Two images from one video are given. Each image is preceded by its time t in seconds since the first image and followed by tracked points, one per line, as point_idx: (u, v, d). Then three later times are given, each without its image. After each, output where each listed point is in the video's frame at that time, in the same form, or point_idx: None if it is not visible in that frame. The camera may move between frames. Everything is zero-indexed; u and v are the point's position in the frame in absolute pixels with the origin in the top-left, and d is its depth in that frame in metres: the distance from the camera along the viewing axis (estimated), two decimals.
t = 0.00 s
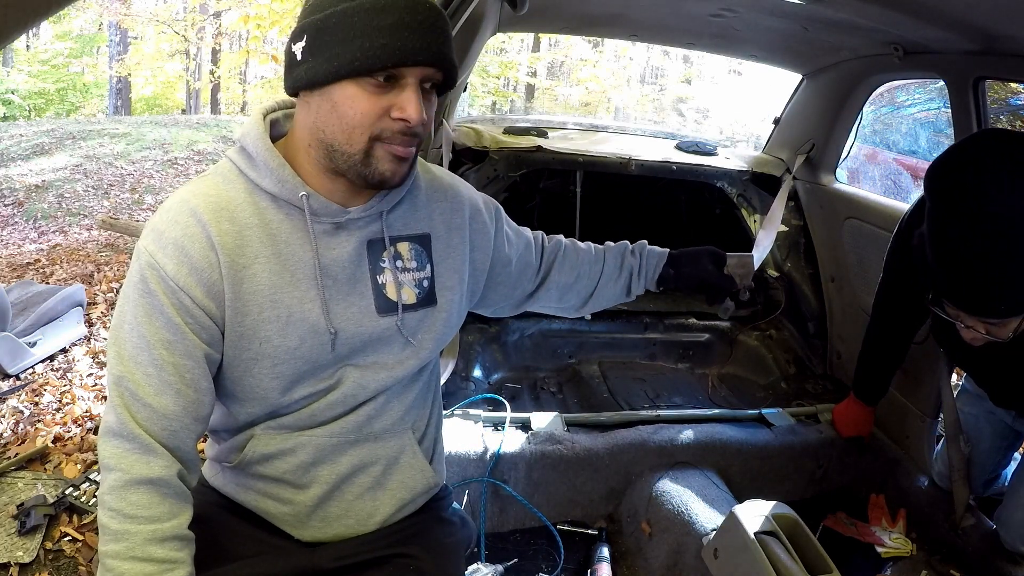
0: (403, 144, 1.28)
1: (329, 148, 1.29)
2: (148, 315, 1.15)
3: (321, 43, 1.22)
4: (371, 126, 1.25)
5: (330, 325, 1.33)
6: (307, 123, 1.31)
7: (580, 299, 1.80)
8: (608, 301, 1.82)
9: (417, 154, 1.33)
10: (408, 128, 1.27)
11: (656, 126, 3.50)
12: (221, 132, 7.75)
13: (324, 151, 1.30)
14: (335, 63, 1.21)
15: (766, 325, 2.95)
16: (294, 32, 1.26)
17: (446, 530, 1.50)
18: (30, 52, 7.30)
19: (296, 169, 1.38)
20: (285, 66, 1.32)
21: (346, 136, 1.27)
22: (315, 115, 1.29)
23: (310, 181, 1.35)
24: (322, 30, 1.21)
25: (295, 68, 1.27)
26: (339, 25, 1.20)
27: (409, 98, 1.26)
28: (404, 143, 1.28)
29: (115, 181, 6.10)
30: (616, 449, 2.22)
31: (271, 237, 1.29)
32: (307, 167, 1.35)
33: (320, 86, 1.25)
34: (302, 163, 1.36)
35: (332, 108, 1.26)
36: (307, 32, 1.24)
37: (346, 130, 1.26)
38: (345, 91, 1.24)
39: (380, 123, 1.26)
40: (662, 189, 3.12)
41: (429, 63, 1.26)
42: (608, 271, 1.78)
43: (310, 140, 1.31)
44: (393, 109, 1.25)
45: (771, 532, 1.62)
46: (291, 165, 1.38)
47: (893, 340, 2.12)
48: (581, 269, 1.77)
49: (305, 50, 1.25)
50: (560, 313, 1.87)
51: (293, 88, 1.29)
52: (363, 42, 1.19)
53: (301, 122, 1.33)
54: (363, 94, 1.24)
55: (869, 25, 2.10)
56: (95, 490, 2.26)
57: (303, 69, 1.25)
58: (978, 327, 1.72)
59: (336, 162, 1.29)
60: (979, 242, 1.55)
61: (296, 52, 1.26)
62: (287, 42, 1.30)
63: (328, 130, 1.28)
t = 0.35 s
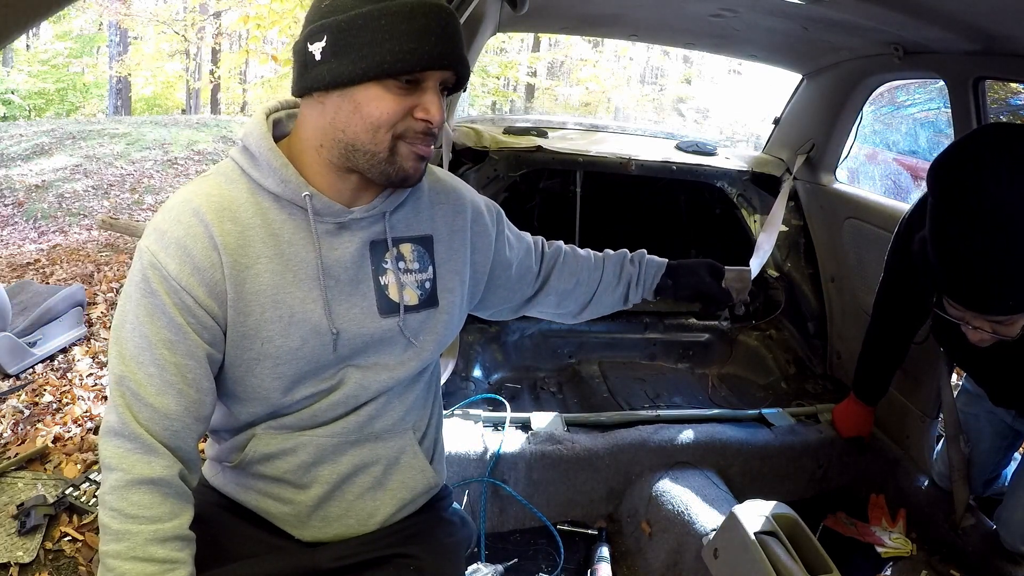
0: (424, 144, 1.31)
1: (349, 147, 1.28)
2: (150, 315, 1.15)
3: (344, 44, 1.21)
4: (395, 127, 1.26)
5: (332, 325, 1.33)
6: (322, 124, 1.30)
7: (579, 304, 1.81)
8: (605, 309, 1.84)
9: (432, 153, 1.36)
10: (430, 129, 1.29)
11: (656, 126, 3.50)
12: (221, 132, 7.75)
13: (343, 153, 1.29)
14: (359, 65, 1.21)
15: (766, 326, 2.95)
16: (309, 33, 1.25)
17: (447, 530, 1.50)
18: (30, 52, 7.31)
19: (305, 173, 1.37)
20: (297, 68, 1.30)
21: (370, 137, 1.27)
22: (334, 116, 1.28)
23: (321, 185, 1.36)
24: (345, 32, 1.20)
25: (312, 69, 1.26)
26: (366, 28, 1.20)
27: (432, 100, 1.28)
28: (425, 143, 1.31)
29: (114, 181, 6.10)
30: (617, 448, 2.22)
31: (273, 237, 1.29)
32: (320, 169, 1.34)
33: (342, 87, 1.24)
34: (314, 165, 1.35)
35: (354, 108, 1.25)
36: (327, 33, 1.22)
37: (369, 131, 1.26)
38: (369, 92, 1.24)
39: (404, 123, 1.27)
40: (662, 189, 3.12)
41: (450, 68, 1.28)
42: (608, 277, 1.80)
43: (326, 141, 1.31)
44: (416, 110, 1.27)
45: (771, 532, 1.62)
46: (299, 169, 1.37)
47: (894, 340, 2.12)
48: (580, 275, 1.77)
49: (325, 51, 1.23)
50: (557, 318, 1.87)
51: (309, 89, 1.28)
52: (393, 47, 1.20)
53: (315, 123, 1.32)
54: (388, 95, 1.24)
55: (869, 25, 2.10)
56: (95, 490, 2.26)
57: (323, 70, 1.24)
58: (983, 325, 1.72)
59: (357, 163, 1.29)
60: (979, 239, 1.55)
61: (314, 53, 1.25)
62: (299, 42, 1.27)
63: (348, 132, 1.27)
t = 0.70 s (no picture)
0: (431, 147, 1.31)
1: (357, 150, 1.28)
2: (150, 313, 1.15)
3: (353, 45, 1.21)
4: (404, 129, 1.27)
5: (333, 326, 1.33)
6: (328, 126, 1.29)
7: (562, 330, 1.83)
8: (586, 339, 1.87)
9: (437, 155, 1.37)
10: (437, 130, 1.30)
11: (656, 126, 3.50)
12: (221, 132, 7.75)
13: (350, 155, 1.30)
14: (369, 66, 1.20)
15: (766, 325, 2.94)
16: (317, 33, 1.24)
17: (446, 530, 1.50)
18: (30, 52, 7.32)
19: (307, 175, 1.37)
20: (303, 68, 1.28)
21: (378, 140, 1.27)
22: (341, 118, 1.27)
23: (323, 187, 1.36)
24: (355, 33, 1.20)
25: (320, 70, 1.24)
26: (376, 30, 1.20)
27: (440, 102, 1.28)
28: (432, 146, 1.31)
29: (115, 181, 6.10)
30: (617, 448, 2.23)
31: (274, 237, 1.29)
32: (323, 171, 1.35)
33: (351, 89, 1.24)
34: (317, 167, 1.35)
35: (363, 110, 1.25)
36: (337, 34, 1.21)
37: (379, 134, 1.26)
38: (379, 94, 1.24)
39: (412, 126, 1.27)
40: (662, 189, 3.12)
41: (456, 70, 1.28)
42: (596, 309, 1.82)
43: (332, 144, 1.31)
44: (425, 113, 1.27)
45: (771, 532, 1.62)
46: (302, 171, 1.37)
47: (893, 340, 2.13)
48: (569, 305, 1.79)
49: (335, 52, 1.22)
50: (538, 339, 1.89)
51: (317, 90, 1.27)
52: (405, 50, 1.20)
53: (320, 125, 1.31)
54: (398, 97, 1.24)
55: (869, 25, 2.10)
56: (95, 490, 2.26)
57: (332, 71, 1.23)
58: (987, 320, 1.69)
59: (364, 165, 1.30)
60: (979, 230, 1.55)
61: (324, 54, 1.23)
62: (307, 42, 1.26)
63: (356, 134, 1.27)
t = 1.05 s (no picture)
0: (452, 149, 1.37)
1: (391, 161, 1.30)
2: (151, 314, 1.15)
3: (396, 64, 1.20)
4: (438, 140, 1.31)
5: (334, 325, 1.33)
6: (355, 138, 1.28)
7: (569, 318, 1.82)
8: (596, 323, 1.86)
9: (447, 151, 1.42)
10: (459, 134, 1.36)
11: (655, 126, 3.50)
12: (221, 132, 7.75)
13: (382, 166, 1.31)
14: (416, 84, 1.21)
15: (766, 325, 2.94)
16: (351, 49, 1.19)
17: (447, 529, 1.51)
18: (29, 52, 7.33)
19: (318, 182, 1.36)
20: (325, 80, 1.23)
21: (415, 152, 1.30)
22: (374, 132, 1.27)
23: (340, 194, 1.36)
24: (398, 51, 1.19)
25: (358, 88, 1.21)
26: (417, 48, 1.20)
27: (464, 109, 1.33)
28: (453, 148, 1.37)
29: (114, 181, 6.10)
30: (617, 448, 2.23)
31: (275, 236, 1.29)
32: (343, 180, 1.34)
33: (392, 106, 1.23)
34: (335, 175, 1.34)
35: (402, 125, 1.26)
36: (378, 51, 1.19)
37: (416, 147, 1.29)
38: (420, 110, 1.25)
39: (444, 136, 1.32)
40: (662, 189, 3.12)
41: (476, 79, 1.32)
42: (602, 294, 1.81)
43: (360, 156, 1.30)
44: (454, 121, 1.32)
45: (771, 532, 1.62)
46: (312, 179, 1.36)
47: (893, 340, 2.12)
48: (574, 290, 1.79)
49: (378, 70, 1.20)
50: (547, 328, 1.89)
51: (349, 107, 1.23)
52: (438, 64, 1.22)
53: (343, 137, 1.29)
54: (436, 112, 1.27)
55: (870, 25, 2.10)
56: (95, 490, 2.26)
57: (373, 90, 1.21)
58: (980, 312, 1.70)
59: (396, 176, 1.32)
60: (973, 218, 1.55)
61: (364, 74, 1.20)
62: (337, 55, 1.20)
63: (392, 148, 1.28)
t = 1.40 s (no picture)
0: (441, 147, 1.35)
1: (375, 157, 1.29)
2: (143, 314, 1.15)
3: (378, 58, 1.19)
4: (423, 135, 1.29)
5: (327, 323, 1.33)
6: (341, 135, 1.28)
7: (571, 313, 1.82)
8: (600, 318, 1.85)
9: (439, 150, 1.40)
10: (448, 131, 1.34)
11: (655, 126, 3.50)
12: (221, 131, 7.75)
13: (367, 161, 1.30)
14: (399, 78, 1.21)
15: (766, 325, 2.95)
16: (334, 44, 1.19)
17: (444, 528, 1.50)
18: (30, 52, 7.34)
19: (309, 180, 1.36)
20: (309, 77, 1.23)
21: (399, 147, 1.29)
22: (359, 128, 1.26)
23: (330, 192, 1.36)
24: (381, 45, 1.18)
25: (342, 83, 1.21)
26: (401, 42, 1.19)
27: (451, 104, 1.32)
28: (441, 146, 1.35)
29: (114, 181, 6.10)
30: (616, 448, 2.22)
31: (267, 235, 1.29)
32: (332, 177, 1.34)
33: (374, 100, 1.22)
34: (324, 173, 1.34)
35: (385, 120, 1.25)
36: (360, 46, 1.18)
37: (399, 141, 1.28)
38: (403, 104, 1.24)
39: (429, 132, 1.30)
40: (662, 189, 3.11)
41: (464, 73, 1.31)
42: (603, 287, 1.81)
43: (347, 152, 1.30)
44: (439, 117, 1.30)
45: (771, 532, 1.62)
46: (303, 178, 1.36)
47: (895, 340, 2.12)
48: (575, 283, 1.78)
49: (360, 65, 1.19)
50: (551, 325, 1.89)
51: (332, 102, 1.23)
52: (426, 58, 1.22)
53: (329, 133, 1.29)
54: (420, 106, 1.26)
55: (870, 25, 2.10)
56: (95, 490, 2.26)
57: (356, 84, 1.20)
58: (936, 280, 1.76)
59: (381, 170, 1.32)
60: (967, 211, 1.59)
61: (346, 69, 1.20)
62: (319, 52, 1.21)
63: (377, 144, 1.28)
